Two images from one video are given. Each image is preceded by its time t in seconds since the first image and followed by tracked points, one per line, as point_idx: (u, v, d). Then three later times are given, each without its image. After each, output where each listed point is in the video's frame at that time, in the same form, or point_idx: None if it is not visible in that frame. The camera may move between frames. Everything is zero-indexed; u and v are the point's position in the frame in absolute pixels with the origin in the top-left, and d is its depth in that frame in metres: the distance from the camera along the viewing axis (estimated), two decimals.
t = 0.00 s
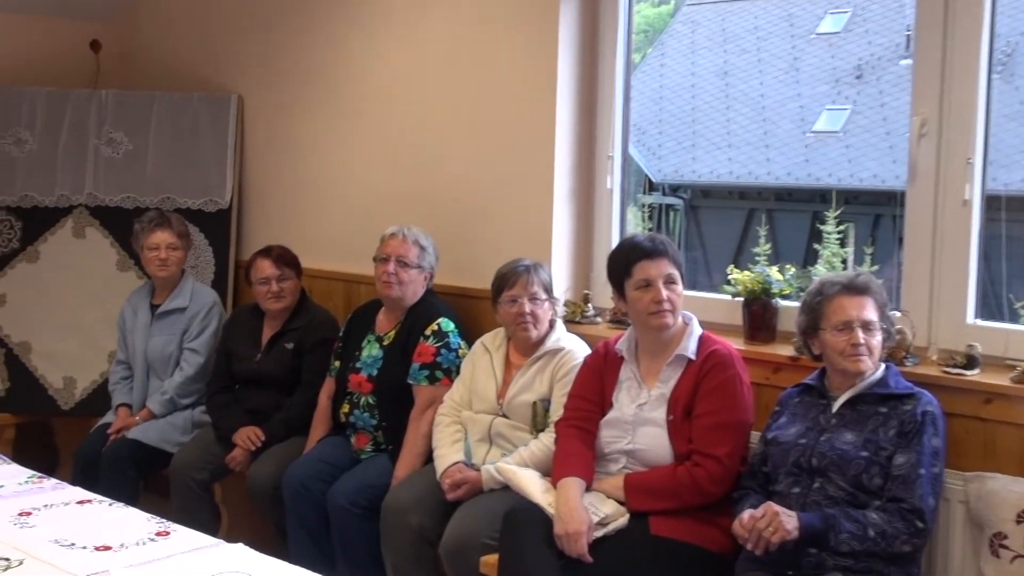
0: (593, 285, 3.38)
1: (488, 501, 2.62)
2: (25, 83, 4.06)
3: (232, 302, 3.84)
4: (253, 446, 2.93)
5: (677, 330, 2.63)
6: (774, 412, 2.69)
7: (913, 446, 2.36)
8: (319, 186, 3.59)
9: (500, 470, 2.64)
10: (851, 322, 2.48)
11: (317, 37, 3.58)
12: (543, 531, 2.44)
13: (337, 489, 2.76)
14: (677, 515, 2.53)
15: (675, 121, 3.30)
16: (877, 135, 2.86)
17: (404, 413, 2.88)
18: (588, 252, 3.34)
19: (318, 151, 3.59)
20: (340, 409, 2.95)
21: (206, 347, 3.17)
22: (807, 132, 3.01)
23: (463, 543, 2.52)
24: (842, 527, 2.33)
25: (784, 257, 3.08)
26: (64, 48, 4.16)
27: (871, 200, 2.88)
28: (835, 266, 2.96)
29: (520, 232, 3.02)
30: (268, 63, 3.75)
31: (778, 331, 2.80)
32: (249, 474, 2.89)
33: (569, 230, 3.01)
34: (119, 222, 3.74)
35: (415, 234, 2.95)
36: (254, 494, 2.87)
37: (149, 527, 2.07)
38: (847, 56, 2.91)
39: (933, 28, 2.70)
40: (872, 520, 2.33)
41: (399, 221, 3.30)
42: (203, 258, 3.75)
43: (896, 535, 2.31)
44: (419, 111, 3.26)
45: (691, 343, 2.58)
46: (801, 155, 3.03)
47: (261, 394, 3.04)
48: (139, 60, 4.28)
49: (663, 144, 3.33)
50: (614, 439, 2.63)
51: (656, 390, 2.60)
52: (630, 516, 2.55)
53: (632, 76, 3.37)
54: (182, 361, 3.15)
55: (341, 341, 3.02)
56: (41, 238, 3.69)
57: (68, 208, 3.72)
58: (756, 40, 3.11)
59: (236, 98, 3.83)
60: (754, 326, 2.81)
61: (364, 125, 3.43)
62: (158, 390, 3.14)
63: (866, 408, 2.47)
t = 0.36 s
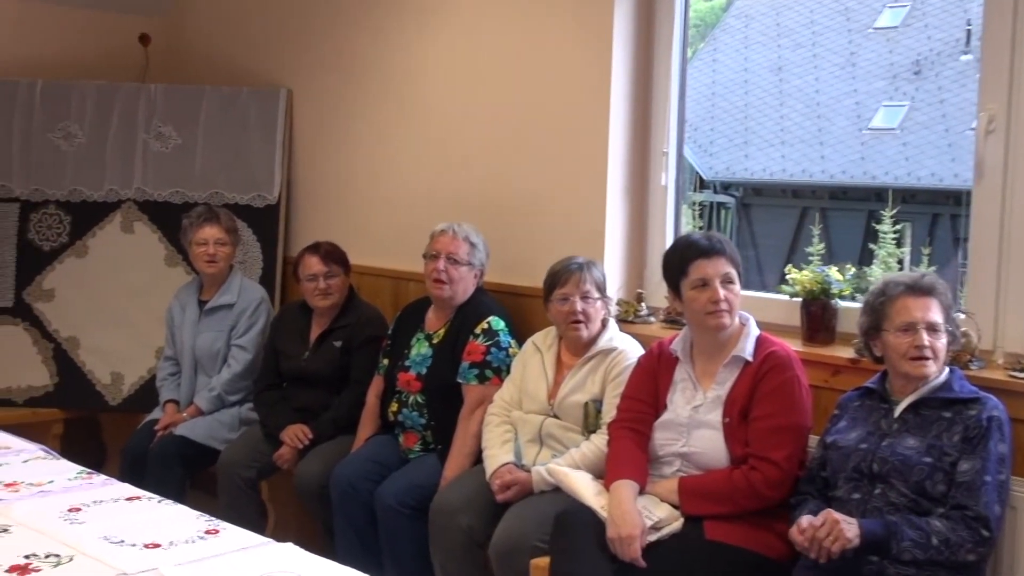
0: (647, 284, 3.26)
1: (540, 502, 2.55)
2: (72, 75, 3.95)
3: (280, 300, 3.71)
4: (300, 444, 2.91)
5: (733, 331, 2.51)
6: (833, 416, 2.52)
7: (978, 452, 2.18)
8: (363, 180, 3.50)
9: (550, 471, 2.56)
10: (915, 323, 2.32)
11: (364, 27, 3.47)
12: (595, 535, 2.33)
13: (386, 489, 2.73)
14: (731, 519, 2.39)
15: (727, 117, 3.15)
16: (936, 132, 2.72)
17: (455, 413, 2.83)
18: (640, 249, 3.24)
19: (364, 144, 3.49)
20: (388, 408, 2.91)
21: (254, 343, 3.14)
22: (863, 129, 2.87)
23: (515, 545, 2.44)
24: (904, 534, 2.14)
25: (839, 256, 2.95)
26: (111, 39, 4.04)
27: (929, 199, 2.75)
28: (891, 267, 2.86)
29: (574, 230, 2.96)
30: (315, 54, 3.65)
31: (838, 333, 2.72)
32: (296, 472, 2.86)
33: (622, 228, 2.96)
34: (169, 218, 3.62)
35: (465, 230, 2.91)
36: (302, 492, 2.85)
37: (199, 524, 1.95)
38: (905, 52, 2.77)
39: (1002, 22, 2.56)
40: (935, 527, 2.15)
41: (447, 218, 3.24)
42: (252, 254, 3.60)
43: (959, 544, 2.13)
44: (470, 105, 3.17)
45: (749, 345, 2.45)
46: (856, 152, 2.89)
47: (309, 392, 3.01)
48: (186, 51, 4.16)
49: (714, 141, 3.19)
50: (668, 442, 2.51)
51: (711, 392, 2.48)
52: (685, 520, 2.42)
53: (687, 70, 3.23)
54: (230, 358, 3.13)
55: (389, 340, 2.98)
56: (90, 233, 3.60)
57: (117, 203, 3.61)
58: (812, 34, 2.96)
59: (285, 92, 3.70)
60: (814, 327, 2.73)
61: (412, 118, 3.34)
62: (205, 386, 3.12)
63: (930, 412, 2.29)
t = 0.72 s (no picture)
0: (698, 280, 3.13)
1: (591, 499, 2.48)
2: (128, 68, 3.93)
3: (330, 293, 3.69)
4: (350, 436, 2.92)
5: (786, 330, 2.34)
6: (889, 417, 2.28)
7: None
8: (415, 172, 3.48)
9: (600, 467, 2.49)
10: (976, 324, 2.11)
11: (418, 19, 3.44)
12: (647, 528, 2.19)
13: (436, 482, 2.72)
14: (785, 519, 2.23)
15: (779, 112, 3.02)
16: (991, 129, 2.63)
17: (505, 407, 2.82)
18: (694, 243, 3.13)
19: (417, 136, 3.47)
20: (438, 401, 2.91)
21: (306, 335, 3.15)
22: (917, 125, 2.76)
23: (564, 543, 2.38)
24: (961, 535, 1.95)
25: (891, 254, 2.84)
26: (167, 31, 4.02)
27: (984, 195, 2.68)
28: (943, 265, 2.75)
29: (629, 225, 2.93)
30: (370, 46, 3.61)
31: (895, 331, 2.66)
32: (346, 464, 2.87)
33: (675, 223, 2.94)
34: (220, 210, 3.63)
35: (516, 224, 2.90)
36: (351, 484, 2.86)
37: (251, 515, 1.90)
38: (961, 47, 2.67)
39: None
40: (995, 529, 1.95)
41: (498, 213, 3.22)
42: (302, 246, 3.60)
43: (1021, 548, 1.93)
44: (525, 97, 3.15)
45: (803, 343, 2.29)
46: (909, 148, 2.78)
47: (359, 384, 3.02)
48: (238, 41, 4.10)
49: (765, 136, 3.05)
50: (721, 439, 2.37)
51: (766, 390, 2.32)
52: (737, 518, 2.27)
53: (743, 62, 3.08)
54: (282, 350, 3.14)
55: (440, 333, 2.98)
56: (143, 224, 3.63)
57: (171, 194, 3.64)
58: (866, 28, 2.84)
59: (338, 84, 3.66)
60: (870, 326, 2.67)
61: (466, 110, 3.31)
62: (257, 377, 3.14)
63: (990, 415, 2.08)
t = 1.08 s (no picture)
0: (747, 274, 3.08)
1: (639, 493, 2.45)
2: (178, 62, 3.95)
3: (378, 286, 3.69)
4: (397, 428, 2.93)
5: (838, 325, 2.23)
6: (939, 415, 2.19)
7: None
8: (462, 165, 3.48)
9: (646, 462, 2.46)
10: None
11: (467, 12, 3.43)
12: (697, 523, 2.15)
13: (482, 476, 2.73)
14: (835, 517, 2.14)
15: (829, 105, 2.95)
16: None
17: (551, 401, 2.81)
18: (744, 236, 3.09)
19: (465, 129, 3.46)
20: (485, 394, 2.91)
21: (353, 327, 3.17)
22: (968, 119, 2.69)
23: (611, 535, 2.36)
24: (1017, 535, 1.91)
25: (941, 248, 2.78)
26: (217, 25, 4.03)
27: None
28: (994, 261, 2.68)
29: (678, 218, 2.92)
30: (418, 38, 3.60)
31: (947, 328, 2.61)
32: (392, 457, 2.89)
33: (724, 217, 2.93)
34: (269, 202, 3.65)
35: (564, 217, 2.90)
36: (398, 477, 2.88)
37: (299, 506, 1.91)
38: (1016, 39, 2.60)
39: None
40: None
41: (545, 206, 3.21)
42: (350, 239, 3.61)
43: None
44: (573, 90, 3.13)
45: (854, 338, 2.19)
46: (961, 143, 2.71)
47: (406, 376, 3.04)
48: (287, 33, 4.10)
49: (814, 130, 2.99)
50: (769, 435, 2.27)
51: (815, 385, 2.22)
52: (785, 514, 2.17)
53: (793, 55, 3.01)
54: (329, 341, 3.16)
55: (487, 326, 2.98)
56: (193, 216, 3.66)
57: (220, 186, 3.67)
58: (917, 21, 2.76)
59: (386, 77, 3.66)
60: (920, 322, 2.62)
61: (513, 103, 3.30)
62: (304, 369, 3.16)
63: None
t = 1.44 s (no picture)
0: (786, 269, 3.05)
1: (675, 488, 2.44)
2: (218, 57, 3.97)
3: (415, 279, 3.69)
4: (433, 422, 2.94)
5: (878, 320, 2.20)
6: (980, 411, 2.15)
7: None
8: (498, 158, 3.47)
9: (683, 457, 2.45)
10: None
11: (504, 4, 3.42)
12: (733, 518, 2.13)
13: (518, 469, 2.73)
14: (875, 514, 2.11)
15: (870, 98, 2.90)
16: None
17: (588, 395, 2.81)
18: (783, 231, 3.06)
19: (501, 122, 3.46)
20: (521, 389, 2.91)
21: (390, 321, 3.18)
22: (1013, 112, 2.63)
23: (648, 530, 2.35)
24: None
25: (985, 243, 2.72)
26: (256, 20, 4.04)
27: None
28: None
29: (716, 212, 2.90)
30: (455, 31, 3.60)
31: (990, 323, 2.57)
32: (429, 450, 2.90)
33: (762, 211, 2.90)
34: (306, 196, 3.66)
35: (601, 211, 2.89)
36: (434, 470, 2.89)
37: (334, 499, 1.92)
38: None
39: None
40: None
41: (582, 200, 3.19)
42: (387, 232, 3.62)
43: None
44: (611, 83, 3.12)
45: (894, 334, 2.16)
46: (1005, 136, 2.65)
47: (442, 370, 3.05)
48: (326, 27, 4.10)
49: (855, 123, 2.94)
50: (807, 431, 2.25)
51: (854, 381, 2.19)
52: (823, 511, 2.15)
53: (833, 48, 2.97)
54: (366, 335, 3.17)
55: (524, 321, 2.98)
56: (233, 210, 3.68)
57: (259, 180, 3.69)
58: (960, 13, 2.71)
59: (424, 71, 3.65)
60: (962, 317, 2.59)
61: (550, 96, 3.29)
62: (342, 362, 3.18)
63: None
